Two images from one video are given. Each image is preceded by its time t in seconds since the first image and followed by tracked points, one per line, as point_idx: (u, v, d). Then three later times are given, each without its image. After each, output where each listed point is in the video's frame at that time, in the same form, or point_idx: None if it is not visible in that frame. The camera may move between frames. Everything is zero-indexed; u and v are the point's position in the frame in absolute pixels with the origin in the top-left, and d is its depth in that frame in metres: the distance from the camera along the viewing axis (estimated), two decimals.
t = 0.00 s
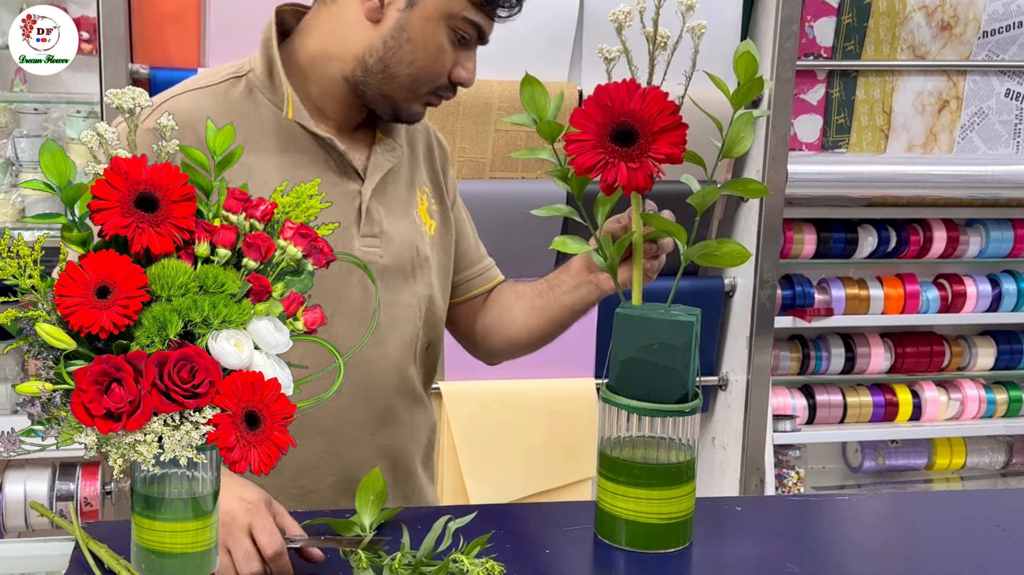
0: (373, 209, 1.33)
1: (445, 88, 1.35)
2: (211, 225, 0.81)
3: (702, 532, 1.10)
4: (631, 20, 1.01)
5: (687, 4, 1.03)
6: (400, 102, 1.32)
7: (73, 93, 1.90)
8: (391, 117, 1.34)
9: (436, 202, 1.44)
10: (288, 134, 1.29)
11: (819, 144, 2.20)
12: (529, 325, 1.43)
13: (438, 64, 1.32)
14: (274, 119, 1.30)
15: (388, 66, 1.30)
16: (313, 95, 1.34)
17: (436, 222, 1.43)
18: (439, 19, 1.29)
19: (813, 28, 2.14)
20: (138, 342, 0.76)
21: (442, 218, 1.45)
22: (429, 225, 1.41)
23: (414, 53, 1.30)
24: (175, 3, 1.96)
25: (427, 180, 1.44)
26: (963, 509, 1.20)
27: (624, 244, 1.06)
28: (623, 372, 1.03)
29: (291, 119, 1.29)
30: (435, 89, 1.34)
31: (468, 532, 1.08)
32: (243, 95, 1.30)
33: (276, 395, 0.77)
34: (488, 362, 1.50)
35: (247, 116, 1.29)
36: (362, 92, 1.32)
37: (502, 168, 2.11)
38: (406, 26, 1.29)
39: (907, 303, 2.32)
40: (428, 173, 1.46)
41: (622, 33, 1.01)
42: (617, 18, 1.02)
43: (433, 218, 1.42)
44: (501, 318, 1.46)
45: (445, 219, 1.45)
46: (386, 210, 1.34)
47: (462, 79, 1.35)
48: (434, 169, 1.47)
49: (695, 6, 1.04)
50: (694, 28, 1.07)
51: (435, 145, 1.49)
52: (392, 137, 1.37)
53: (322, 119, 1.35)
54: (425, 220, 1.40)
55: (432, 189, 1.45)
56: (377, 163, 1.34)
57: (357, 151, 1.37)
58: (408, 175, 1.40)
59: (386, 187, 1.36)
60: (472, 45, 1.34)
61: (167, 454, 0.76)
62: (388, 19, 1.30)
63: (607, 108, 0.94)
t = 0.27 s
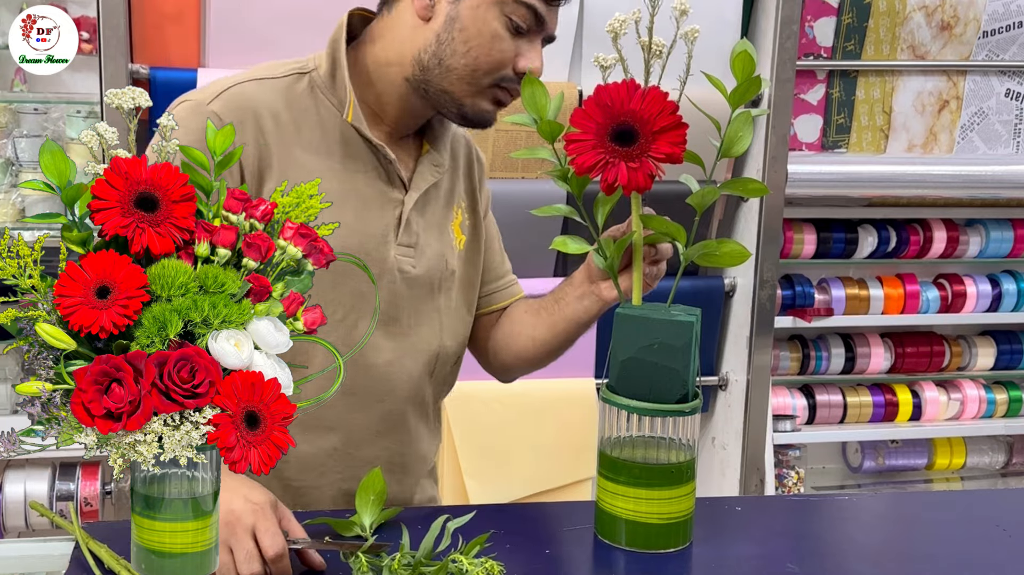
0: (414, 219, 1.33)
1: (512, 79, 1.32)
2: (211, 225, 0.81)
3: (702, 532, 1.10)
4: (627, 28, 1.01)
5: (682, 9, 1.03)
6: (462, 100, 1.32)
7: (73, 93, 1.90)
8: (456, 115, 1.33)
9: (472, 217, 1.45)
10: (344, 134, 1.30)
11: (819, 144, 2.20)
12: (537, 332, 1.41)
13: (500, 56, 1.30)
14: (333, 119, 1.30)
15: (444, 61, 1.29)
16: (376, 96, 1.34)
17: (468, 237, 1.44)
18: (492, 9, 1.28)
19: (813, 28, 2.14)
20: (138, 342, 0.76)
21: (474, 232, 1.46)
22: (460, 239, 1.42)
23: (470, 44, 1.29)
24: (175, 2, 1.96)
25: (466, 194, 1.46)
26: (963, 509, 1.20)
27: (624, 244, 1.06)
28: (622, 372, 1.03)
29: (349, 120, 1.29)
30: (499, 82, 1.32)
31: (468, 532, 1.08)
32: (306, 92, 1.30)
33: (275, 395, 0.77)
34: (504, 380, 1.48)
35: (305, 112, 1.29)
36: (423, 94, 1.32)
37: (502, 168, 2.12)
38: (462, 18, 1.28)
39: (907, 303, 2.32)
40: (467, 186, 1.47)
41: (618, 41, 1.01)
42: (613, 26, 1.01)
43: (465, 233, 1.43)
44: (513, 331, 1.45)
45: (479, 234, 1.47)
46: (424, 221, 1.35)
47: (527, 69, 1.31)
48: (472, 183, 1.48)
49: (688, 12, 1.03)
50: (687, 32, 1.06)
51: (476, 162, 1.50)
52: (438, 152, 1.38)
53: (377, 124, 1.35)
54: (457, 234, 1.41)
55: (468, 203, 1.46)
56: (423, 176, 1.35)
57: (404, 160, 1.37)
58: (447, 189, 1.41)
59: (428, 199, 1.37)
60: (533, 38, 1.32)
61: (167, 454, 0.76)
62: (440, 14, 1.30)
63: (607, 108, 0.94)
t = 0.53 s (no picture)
0: (398, 212, 1.32)
1: (447, 30, 1.23)
2: (211, 225, 0.81)
3: (702, 532, 1.10)
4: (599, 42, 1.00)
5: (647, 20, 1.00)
6: (405, 70, 1.25)
7: (73, 93, 1.90)
8: (406, 85, 1.27)
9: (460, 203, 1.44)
10: (313, 141, 1.28)
11: (819, 144, 2.20)
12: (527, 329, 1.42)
13: (419, 15, 1.22)
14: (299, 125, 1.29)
15: (367, 43, 1.24)
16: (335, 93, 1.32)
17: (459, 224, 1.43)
18: None
19: (813, 28, 2.14)
20: (138, 342, 0.76)
21: (465, 217, 1.45)
22: (452, 226, 1.41)
23: (382, 21, 1.22)
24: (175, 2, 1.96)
25: (453, 181, 1.45)
26: (963, 509, 1.20)
27: (624, 245, 1.06)
28: (623, 373, 1.03)
29: (316, 127, 1.28)
30: (433, 39, 1.24)
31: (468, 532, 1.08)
32: (270, 102, 1.28)
33: (276, 395, 0.77)
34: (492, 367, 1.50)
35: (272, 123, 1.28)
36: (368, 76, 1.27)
37: (502, 168, 2.11)
38: None
39: (907, 303, 2.32)
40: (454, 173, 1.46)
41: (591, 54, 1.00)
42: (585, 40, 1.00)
43: (455, 219, 1.42)
44: (502, 324, 1.46)
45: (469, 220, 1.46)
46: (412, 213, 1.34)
47: (455, 14, 1.22)
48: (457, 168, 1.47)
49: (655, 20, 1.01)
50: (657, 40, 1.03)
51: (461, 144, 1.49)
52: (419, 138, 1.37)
53: (345, 121, 1.34)
54: (447, 221, 1.40)
55: (457, 188, 1.45)
56: (403, 165, 1.34)
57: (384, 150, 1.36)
58: (433, 176, 1.40)
59: (412, 189, 1.36)
60: None
61: (168, 454, 0.76)
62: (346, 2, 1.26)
63: (606, 108, 0.94)
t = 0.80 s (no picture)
0: (367, 209, 1.32)
1: (399, 48, 1.25)
2: (211, 225, 0.81)
3: (703, 532, 1.10)
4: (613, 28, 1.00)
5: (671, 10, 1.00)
6: (357, 82, 1.25)
7: (73, 93, 1.90)
8: (358, 96, 1.28)
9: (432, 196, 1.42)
10: (271, 147, 1.27)
11: (819, 144, 2.20)
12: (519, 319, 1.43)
13: (376, 35, 1.23)
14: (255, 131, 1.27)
15: (322, 54, 1.23)
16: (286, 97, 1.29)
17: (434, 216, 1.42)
18: None
19: (813, 28, 2.14)
20: (138, 342, 0.76)
21: (441, 210, 1.44)
22: (427, 220, 1.40)
23: (338, 35, 1.22)
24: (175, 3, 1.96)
25: (425, 173, 1.43)
26: (963, 509, 1.20)
27: (624, 244, 1.06)
28: (623, 372, 1.03)
29: (271, 132, 1.26)
30: (386, 56, 1.24)
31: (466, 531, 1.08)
32: (225, 108, 1.27)
33: (276, 395, 0.77)
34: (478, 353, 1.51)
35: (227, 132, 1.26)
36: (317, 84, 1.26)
37: (502, 168, 2.12)
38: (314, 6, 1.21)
39: (907, 303, 2.32)
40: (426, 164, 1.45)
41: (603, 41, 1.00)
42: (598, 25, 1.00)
43: (431, 212, 1.41)
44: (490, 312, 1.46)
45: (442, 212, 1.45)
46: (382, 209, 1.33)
47: (411, 34, 1.23)
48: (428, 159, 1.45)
49: (680, 12, 1.00)
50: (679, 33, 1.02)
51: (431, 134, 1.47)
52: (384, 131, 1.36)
53: (303, 125, 1.31)
54: (422, 214, 1.39)
55: (431, 180, 1.44)
56: (367, 161, 1.32)
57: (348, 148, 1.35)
58: (404, 168, 1.38)
59: (381, 183, 1.35)
60: None
61: (167, 454, 0.76)
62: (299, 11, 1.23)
63: (607, 108, 0.94)
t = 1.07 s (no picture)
0: (377, 205, 1.32)
1: (433, 78, 1.30)
2: (211, 225, 0.81)
3: (703, 532, 1.10)
4: (604, 40, 1.00)
5: (663, 21, 1.00)
6: (385, 94, 1.29)
7: (73, 93, 1.90)
8: (379, 107, 1.31)
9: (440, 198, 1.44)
10: (287, 136, 1.27)
11: (819, 144, 2.21)
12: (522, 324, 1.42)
13: (422, 58, 1.27)
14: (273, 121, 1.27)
15: (369, 59, 1.26)
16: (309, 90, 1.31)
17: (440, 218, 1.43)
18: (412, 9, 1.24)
19: (813, 28, 2.14)
20: (138, 342, 0.76)
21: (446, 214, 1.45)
22: (434, 221, 1.41)
23: (392, 46, 1.25)
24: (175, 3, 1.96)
25: (432, 176, 1.45)
26: (962, 509, 1.20)
27: (624, 244, 1.06)
28: (623, 372, 1.03)
29: (289, 120, 1.27)
30: (421, 80, 1.29)
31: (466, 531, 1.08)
32: (241, 99, 1.27)
33: (275, 395, 0.77)
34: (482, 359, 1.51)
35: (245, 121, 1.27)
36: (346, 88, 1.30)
37: (502, 168, 2.12)
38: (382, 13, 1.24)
39: (907, 303, 2.32)
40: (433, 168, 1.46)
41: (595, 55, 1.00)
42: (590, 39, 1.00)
43: (437, 214, 1.42)
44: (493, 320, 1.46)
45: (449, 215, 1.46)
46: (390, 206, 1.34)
47: (448, 68, 1.29)
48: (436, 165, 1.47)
49: (672, 23, 1.00)
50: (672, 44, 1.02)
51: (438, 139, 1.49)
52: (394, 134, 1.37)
53: (321, 120, 1.33)
54: (429, 215, 1.40)
55: (437, 184, 1.45)
56: (379, 158, 1.33)
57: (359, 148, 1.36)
58: (411, 170, 1.40)
59: (389, 182, 1.36)
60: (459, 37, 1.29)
61: (167, 454, 0.76)
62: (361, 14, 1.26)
63: (607, 108, 0.94)
